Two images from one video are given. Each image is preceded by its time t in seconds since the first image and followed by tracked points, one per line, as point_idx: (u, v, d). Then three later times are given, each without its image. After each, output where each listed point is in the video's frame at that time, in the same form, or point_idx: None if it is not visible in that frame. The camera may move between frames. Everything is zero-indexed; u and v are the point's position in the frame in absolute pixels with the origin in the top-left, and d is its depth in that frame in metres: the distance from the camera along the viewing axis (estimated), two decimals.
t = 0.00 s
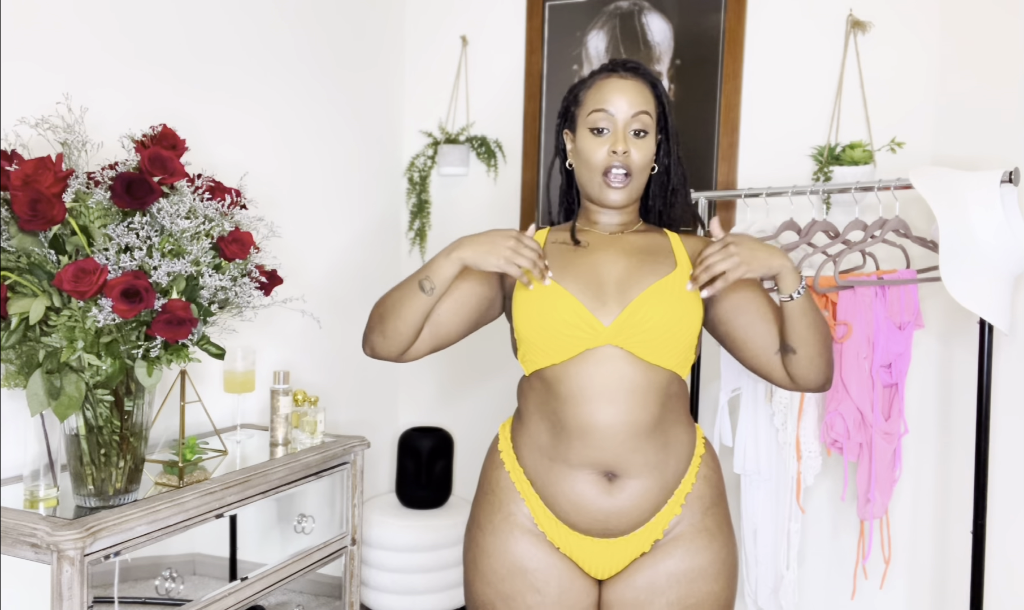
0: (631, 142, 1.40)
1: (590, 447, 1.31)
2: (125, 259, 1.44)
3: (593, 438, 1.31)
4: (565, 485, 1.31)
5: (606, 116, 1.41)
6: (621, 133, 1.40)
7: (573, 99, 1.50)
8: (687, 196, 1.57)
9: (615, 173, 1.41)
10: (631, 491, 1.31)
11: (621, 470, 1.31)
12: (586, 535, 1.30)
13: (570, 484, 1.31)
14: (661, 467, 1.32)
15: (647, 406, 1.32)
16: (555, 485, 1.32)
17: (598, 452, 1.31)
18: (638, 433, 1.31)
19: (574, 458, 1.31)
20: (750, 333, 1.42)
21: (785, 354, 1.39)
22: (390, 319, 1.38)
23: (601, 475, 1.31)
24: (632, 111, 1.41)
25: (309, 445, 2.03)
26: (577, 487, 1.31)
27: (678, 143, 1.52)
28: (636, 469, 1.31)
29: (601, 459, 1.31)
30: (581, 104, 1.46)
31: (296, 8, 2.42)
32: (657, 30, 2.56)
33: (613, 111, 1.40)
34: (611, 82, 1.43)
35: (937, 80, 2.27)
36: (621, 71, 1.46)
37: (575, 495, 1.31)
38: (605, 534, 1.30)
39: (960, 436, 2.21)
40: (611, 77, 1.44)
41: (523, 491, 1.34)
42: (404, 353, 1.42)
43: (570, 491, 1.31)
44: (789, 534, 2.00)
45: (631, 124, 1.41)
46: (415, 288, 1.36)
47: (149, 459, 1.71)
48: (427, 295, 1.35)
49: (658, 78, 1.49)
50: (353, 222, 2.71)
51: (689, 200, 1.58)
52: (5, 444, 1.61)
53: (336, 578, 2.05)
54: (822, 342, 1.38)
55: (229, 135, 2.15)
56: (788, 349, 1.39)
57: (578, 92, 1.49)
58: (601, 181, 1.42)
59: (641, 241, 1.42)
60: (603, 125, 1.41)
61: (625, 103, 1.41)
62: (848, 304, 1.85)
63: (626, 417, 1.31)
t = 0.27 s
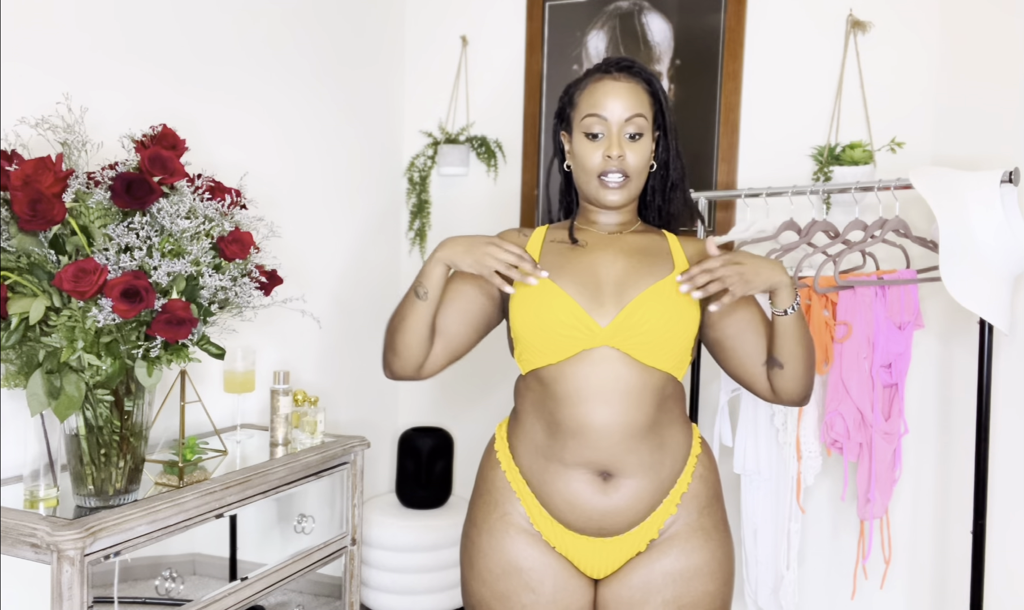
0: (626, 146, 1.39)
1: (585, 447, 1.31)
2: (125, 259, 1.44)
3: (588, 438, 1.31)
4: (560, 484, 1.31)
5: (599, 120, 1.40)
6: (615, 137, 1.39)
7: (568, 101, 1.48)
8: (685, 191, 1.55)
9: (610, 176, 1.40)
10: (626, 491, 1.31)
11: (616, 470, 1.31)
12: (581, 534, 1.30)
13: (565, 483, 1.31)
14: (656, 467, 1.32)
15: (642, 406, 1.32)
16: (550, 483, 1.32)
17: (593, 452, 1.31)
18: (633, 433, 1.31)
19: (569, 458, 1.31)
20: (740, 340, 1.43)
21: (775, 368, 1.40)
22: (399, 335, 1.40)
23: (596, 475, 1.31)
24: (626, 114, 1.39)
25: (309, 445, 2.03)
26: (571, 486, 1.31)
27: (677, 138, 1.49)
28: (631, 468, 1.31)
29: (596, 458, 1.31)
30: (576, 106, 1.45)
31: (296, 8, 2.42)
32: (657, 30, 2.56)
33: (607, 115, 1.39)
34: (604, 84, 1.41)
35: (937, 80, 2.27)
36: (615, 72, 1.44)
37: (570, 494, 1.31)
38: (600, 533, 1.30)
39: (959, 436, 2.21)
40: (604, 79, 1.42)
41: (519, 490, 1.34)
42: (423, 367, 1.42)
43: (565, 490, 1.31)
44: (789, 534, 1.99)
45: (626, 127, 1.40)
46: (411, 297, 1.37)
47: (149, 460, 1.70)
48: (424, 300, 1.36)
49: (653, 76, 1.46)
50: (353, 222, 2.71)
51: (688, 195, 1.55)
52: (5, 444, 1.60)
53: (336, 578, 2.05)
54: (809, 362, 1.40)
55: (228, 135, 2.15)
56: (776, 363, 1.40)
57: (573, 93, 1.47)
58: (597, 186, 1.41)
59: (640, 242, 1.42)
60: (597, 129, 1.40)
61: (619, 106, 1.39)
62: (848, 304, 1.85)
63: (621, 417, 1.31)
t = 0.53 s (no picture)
0: (621, 156, 1.38)
1: (583, 447, 1.31)
2: (125, 258, 1.44)
3: (586, 438, 1.31)
4: (558, 485, 1.31)
5: (594, 132, 1.38)
6: (610, 149, 1.38)
7: (563, 102, 1.46)
8: (683, 186, 1.54)
9: (606, 187, 1.40)
10: (624, 490, 1.31)
11: (614, 469, 1.31)
12: (580, 535, 1.30)
13: (563, 483, 1.31)
14: (654, 466, 1.32)
15: (640, 405, 1.32)
16: (548, 484, 1.32)
17: (591, 451, 1.31)
18: (631, 433, 1.31)
19: (567, 458, 1.31)
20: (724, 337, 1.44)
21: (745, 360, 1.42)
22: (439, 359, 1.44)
23: (594, 474, 1.31)
24: (622, 122, 1.37)
25: (309, 445, 2.03)
26: (570, 486, 1.31)
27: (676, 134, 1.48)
28: (629, 468, 1.31)
29: (594, 458, 1.31)
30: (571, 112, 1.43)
31: (296, 8, 2.42)
32: (657, 30, 2.55)
33: (602, 126, 1.38)
34: (599, 92, 1.39)
35: (937, 80, 2.27)
36: (608, 74, 1.41)
37: (568, 494, 1.31)
38: (598, 533, 1.30)
39: (959, 436, 2.21)
40: (599, 86, 1.40)
41: (517, 491, 1.34)
42: (478, 381, 1.44)
43: (563, 490, 1.31)
44: (789, 534, 1.99)
45: (621, 137, 1.38)
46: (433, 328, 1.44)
47: (149, 459, 1.70)
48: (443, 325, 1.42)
49: (650, 73, 1.43)
50: (353, 222, 2.71)
51: (684, 190, 1.55)
52: (5, 444, 1.60)
53: (336, 578, 2.05)
54: (772, 377, 1.45)
55: (228, 135, 2.15)
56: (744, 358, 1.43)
57: (567, 94, 1.45)
58: (593, 197, 1.41)
59: (638, 240, 1.42)
60: (592, 141, 1.38)
61: (614, 114, 1.37)
62: (848, 304, 1.85)
63: (619, 416, 1.31)
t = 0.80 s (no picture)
0: (618, 166, 1.38)
1: (584, 447, 1.31)
2: (125, 258, 1.44)
3: (587, 437, 1.31)
4: (560, 485, 1.31)
5: (591, 144, 1.37)
6: (607, 160, 1.37)
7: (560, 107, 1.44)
8: (683, 185, 1.54)
9: (603, 199, 1.40)
10: (626, 490, 1.31)
11: (616, 469, 1.31)
12: (582, 534, 1.30)
13: (565, 482, 1.31)
14: (655, 466, 1.32)
15: (641, 405, 1.32)
16: (550, 483, 1.32)
17: (592, 451, 1.31)
18: (632, 432, 1.31)
19: (569, 458, 1.31)
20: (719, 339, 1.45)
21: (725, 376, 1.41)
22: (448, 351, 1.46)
23: (596, 474, 1.31)
24: (619, 133, 1.36)
25: (309, 445, 2.03)
26: (571, 486, 1.31)
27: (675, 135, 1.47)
28: (631, 467, 1.31)
29: (595, 458, 1.31)
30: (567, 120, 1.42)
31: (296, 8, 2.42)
32: (657, 30, 2.55)
33: (598, 137, 1.37)
34: (595, 102, 1.38)
35: (937, 79, 2.27)
36: (604, 81, 1.40)
37: (569, 494, 1.31)
38: (600, 533, 1.30)
39: (960, 436, 2.21)
40: (595, 95, 1.39)
41: (519, 491, 1.34)
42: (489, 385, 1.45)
43: (565, 490, 1.31)
44: (789, 534, 1.99)
45: (618, 147, 1.37)
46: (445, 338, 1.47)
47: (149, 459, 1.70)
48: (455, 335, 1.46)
49: (647, 76, 1.43)
50: (353, 222, 2.71)
51: (684, 189, 1.55)
52: (5, 444, 1.61)
53: (336, 578, 2.05)
54: (754, 386, 1.46)
55: (228, 135, 2.15)
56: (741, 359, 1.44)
57: (564, 99, 1.43)
58: (590, 206, 1.41)
59: (638, 240, 1.42)
60: (589, 154, 1.38)
61: (611, 123, 1.36)
62: (848, 304, 1.85)
63: (620, 416, 1.31)
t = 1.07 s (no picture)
0: (619, 159, 1.37)
1: (588, 448, 1.31)
2: (125, 258, 1.44)
3: (591, 439, 1.31)
4: (564, 485, 1.31)
5: (592, 137, 1.37)
6: (607, 152, 1.37)
7: (561, 105, 1.46)
8: (686, 183, 1.54)
9: (605, 193, 1.39)
10: (629, 490, 1.31)
11: (619, 470, 1.31)
12: (585, 534, 1.30)
13: (568, 483, 1.31)
14: (659, 466, 1.32)
15: (645, 406, 1.32)
16: (553, 484, 1.32)
17: (596, 452, 1.30)
18: (636, 433, 1.31)
19: (572, 459, 1.31)
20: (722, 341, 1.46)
21: (726, 374, 1.42)
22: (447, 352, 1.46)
23: (599, 475, 1.31)
24: (619, 125, 1.36)
25: (309, 445, 2.03)
26: (575, 486, 1.31)
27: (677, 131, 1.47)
28: (634, 468, 1.31)
29: (599, 459, 1.31)
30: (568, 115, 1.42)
31: (295, 8, 2.42)
32: (657, 30, 2.55)
33: (598, 130, 1.36)
34: (594, 95, 1.38)
35: (937, 79, 2.27)
36: (603, 75, 1.40)
37: (573, 494, 1.31)
38: (604, 533, 1.30)
39: (960, 436, 2.21)
40: (594, 88, 1.39)
41: (522, 491, 1.34)
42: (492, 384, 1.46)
43: (568, 491, 1.31)
44: (789, 534, 1.99)
45: (618, 139, 1.37)
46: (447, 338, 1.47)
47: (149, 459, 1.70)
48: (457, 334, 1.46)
49: (647, 70, 1.43)
50: (353, 222, 2.71)
51: (688, 187, 1.54)
52: (5, 444, 1.60)
53: (336, 578, 2.05)
54: (756, 385, 1.47)
55: (228, 135, 2.15)
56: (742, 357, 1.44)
57: (564, 97, 1.44)
58: (593, 201, 1.41)
59: (642, 240, 1.41)
60: (590, 147, 1.38)
61: (609, 116, 1.36)
62: (848, 304, 1.85)
63: (624, 417, 1.31)
